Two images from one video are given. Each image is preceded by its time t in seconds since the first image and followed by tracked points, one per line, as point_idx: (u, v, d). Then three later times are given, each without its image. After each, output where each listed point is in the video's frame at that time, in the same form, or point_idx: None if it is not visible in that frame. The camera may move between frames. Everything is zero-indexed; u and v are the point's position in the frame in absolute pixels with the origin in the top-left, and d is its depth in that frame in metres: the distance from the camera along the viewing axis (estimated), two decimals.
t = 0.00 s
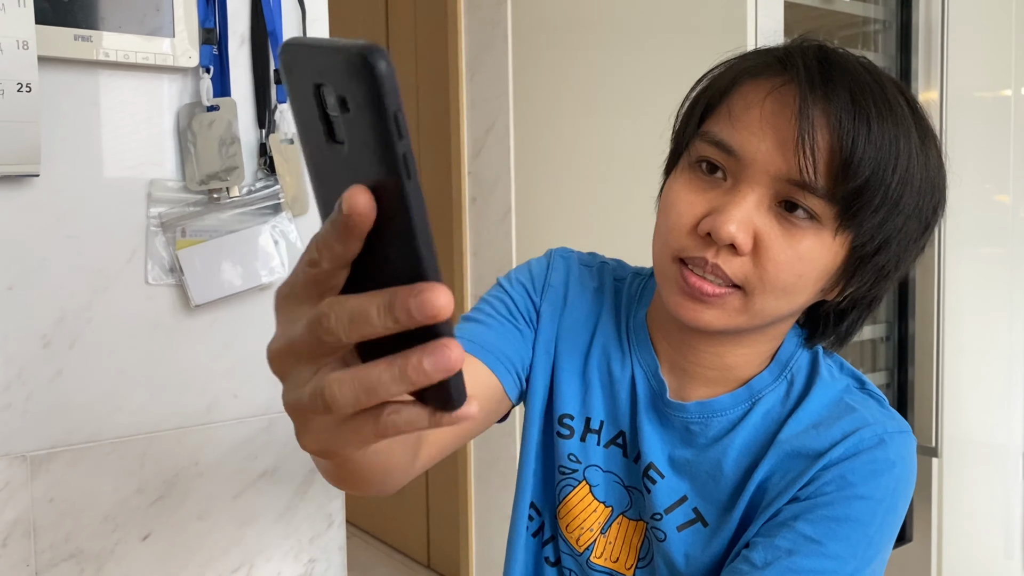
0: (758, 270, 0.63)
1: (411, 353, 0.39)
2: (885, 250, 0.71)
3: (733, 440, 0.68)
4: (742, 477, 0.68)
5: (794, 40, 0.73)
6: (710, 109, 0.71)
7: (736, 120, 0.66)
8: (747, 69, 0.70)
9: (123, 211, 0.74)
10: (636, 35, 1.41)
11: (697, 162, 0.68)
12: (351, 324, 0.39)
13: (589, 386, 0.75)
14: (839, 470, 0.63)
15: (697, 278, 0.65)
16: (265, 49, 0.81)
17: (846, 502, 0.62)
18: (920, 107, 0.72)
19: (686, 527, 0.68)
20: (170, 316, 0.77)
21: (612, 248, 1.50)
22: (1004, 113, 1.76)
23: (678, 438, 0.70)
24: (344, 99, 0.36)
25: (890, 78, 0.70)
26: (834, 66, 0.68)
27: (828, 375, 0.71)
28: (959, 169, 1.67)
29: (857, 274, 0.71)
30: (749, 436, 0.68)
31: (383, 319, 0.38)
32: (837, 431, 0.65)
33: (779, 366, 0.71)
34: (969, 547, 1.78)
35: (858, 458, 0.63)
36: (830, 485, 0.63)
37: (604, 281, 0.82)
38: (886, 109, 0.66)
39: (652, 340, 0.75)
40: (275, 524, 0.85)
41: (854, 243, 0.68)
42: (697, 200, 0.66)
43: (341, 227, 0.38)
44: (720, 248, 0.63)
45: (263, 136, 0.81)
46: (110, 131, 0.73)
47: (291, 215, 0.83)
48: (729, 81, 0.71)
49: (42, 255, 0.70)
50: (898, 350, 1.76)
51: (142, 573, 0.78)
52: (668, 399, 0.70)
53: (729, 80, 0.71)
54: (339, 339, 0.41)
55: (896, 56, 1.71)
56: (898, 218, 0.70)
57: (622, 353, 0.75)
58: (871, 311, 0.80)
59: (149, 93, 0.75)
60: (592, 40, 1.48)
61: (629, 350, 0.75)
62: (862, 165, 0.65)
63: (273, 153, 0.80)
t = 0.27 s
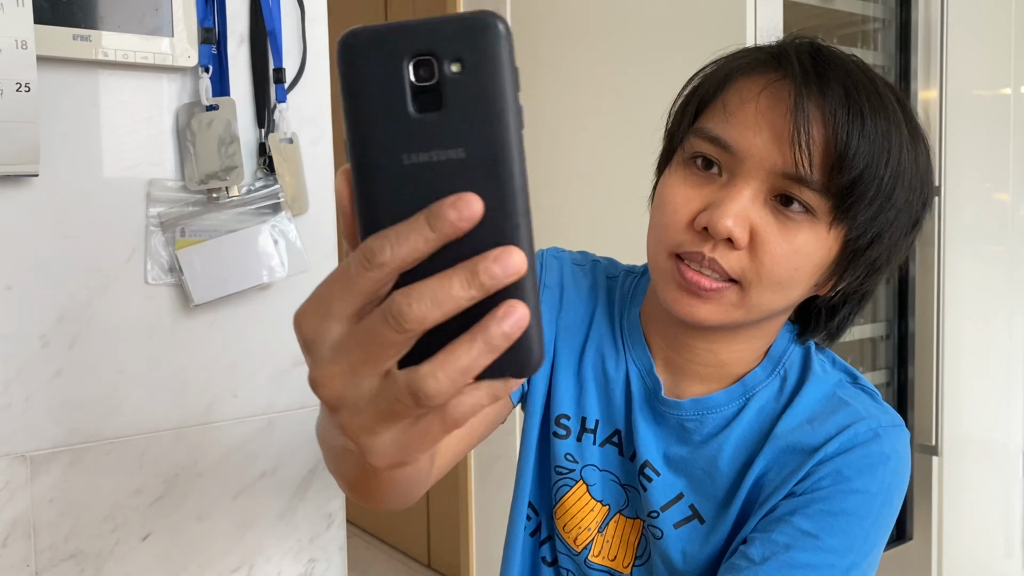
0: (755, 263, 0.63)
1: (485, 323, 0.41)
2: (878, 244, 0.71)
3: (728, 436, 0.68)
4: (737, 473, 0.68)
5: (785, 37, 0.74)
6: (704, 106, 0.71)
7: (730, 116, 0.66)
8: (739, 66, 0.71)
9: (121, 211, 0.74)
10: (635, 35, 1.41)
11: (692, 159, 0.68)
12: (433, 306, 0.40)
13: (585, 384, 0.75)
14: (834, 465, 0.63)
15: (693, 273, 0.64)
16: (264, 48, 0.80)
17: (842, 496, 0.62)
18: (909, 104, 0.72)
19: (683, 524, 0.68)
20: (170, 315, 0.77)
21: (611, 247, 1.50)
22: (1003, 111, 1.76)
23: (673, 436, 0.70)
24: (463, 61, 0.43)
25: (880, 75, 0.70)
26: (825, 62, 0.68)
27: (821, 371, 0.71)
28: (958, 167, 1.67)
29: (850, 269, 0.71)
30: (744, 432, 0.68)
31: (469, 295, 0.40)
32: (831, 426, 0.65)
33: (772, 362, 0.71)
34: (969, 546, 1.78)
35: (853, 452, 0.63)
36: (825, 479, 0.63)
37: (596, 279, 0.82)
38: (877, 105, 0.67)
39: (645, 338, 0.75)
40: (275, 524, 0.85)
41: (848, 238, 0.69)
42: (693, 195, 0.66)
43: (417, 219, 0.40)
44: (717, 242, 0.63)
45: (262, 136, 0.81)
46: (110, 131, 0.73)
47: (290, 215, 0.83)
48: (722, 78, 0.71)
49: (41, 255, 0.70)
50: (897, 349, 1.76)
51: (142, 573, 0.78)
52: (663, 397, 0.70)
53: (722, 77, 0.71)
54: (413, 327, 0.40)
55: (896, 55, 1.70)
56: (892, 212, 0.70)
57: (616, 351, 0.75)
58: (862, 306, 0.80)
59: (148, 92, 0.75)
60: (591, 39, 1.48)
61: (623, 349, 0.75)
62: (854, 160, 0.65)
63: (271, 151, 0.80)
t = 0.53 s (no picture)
0: (757, 259, 0.63)
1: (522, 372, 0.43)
2: (880, 240, 0.71)
3: (729, 433, 0.68)
4: (739, 470, 0.67)
5: (788, 32, 0.74)
6: (705, 100, 0.71)
7: (732, 111, 0.66)
8: (741, 61, 0.70)
9: (121, 207, 0.74)
10: (635, 32, 1.41)
11: (693, 154, 0.68)
12: (479, 360, 0.41)
13: (585, 381, 0.75)
14: (837, 461, 0.63)
15: (695, 269, 0.64)
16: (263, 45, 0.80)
17: (845, 492, 0.62)
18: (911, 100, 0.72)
19: (684, 521, 0.68)
20: (170, 313, 0.77)
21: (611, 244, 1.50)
22: (1003, 108, 1.76)
23: (673, 433, 0.70)
24: (519, 94, 0.46)
25: (884, 71, 0.70)
26: (828, 57, 0.68)
27: (822, 367, 0.71)
28: (959, 164, 1.67)
29: (852, 265, 0.71)
30: (745, 429, 0.68)
31: (514, 351, 0.42)
32: (834, 421, 0.65)
33: (773, 358, 0.71)
34: (969, 543, 1.78)
35: (855, 448, 0.63)
36: (828, 476, 0.63)
37: (597, 276, 0.82)
38: (880, 100, 0.67)
39: (646, 335, 0.74)
40: (275, 521, 0.85)
41: (850, 234, 0.68)
42: (695, 191, 0.66)
43: (467, 276, 0.41)
44: (719, 238, 0.63)
45: (261, 132, 0.81)
46: (109, 127, 0.73)
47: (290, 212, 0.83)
48: (724, 74, 0.71)
49: (40, 252, 0.70)
50: (897, 347, 1.77)
51: (143, 570, 0.78)
52: (664, 393, 0.70)
53: (723, 72, 0.71)
54: (457, 384, 0.41)
55: (895, 52, 1.71)
56: (894, 209, 0.70)
57: (616, 348, 0.75)
58: (862, 302, 0.80)
59: (147, 89, 0.75)
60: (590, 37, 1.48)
61: (624, 346, 0.75)
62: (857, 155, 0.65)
63: (271, 147, 0.80)
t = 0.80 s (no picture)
0: (759, 263, 0.63)
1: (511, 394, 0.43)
2: (882, 244, 0.71)
3: (730, 435, 0.67)
4: (740, 473, 0.67)
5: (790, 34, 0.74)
6: (707, 102, 0.71)
7: (734, 113, 0.66)
8: (744, 63, 0.70)
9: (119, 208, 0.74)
10: (633, 31, 1.40)
11: (695, 156, 0.68)
12: (467, 383, 0.41)
13: (584, 382, 0.75)
14: (838, 464, 0.63)
15: (696, 272, 0.64)
16: (260, 46, 0.80)
17: (845, 496, 0.62)
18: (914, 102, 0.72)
19: (684, 523, 0.68)
20: (167, 314, 0.77)
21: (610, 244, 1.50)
22: (1002, 107, 1.76)
23: (674, 434, 0.70)
24: (515, 111, 0.46)
25: (888, 74, 0.70)
26: (831, 59, 0.68)
27: (824, 369, 0.71)
28: (957, 163, 1.67)
29: (853, 268, 0.71)
30: (746, 432, 0.68)
31: (503, 372, 0.42)
32: (836, 424, 0.65)
33: (774, 360, 0.71)
34: (968, 541, 1.78)
35: (856, 451, 0.63)
36: (829, 479, 0.63)
37: (597, 275, 0.82)
38: (882, 103, 0.66)
39: (647, 336, 0.74)
40: (274, 522, 0.85)
41: (852, 237, 0.68)
42: (697, 193, 0.65)
43: (458, 297, 0.41)
44: (721, 241, 0.63)
45: (258, 133, 0.81)
46: (106, 128, 0.73)
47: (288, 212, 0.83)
48: (726, 76, 0.70)
49: (38, 253, 0.70)
50: (896, 345, 1.76)
51: (141, 571, 0.78)
52: (665, 395, 0.70)
53: (726, 74, 0.70)
54: (445, 406, 0.41)
55: (894, 51, 1.70)
56: (896, 212, 0.70)
57: (616, 349, 0.75)
58: (864, 304, 0.80)
59: (144, 90, 0.75)
60: (589, 36, 1.48)
61: (624, 347, 0.75)
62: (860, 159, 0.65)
63: (269, 148, 0.80)
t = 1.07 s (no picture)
0: (753, 258, 0.63)
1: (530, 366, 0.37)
2: (877, 240, 0.71)
3: (727, 432, 0.68)
4: (736, 470, 0.67)
5: (786, 32, 0.74)
6: (703, 100, 0.71)
7: (729, 109, 0.66)
8: (739, 61, 0.70)
9: (118, 208, 0.74)
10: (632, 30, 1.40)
11: (690, 153, 0.68)
12: (458, 357, 0.35)
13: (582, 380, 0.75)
14: (835, 461, 0.63)
15: (691, 268, 0.64)
16: (259, 45, 0.80)
17: (842, 493, 0.62)
18: (909, 101, 0.72)
19: (681, 520, 0.68)
20: (166, 314, 0.77)
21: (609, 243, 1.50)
22: (1000, 106, 1.76)
23: (671, 432, 0.70)
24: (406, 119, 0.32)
25: (883, 72, 0.70)
26: (825, 56, 0.68)
27: (820, 367, 0.71)
28: (956, 162, 1.67)
29: (849, 265, 0.71)
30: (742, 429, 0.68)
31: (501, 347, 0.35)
32: (832, 421, 0.65)
33: (771, 357, 0.71)
34: (967, 540, 1.79)
35: (852, 448, 0.63)
36: (826, 476, 0.63)
37: (595, 273, 0.82)
38: (877, 99, 0.66)
39: (645, 334, 0.74)
40: (273, 522, 0.85)
41: (847, 233, 0.68)
42: (691, 190, 0.65)
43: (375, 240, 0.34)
44: (715, 236, 0.63)
45: (257, 133, 0.81)
46: (105, 128, 0.73)
47: (287, 211, 0.84)
48: (721, 74, 0.70)
49: (36, 254, 0.70)
50: (895, 344, 1.76)
51: (140, 572, 0.78)
52: (662, 392, 0.70)
53: (721, 72, 0.70)
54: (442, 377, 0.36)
55: (893, 51, 1.69)
56: (891, 209, 0.70)
57: (613, 347, 0.75)
58: (860, 303, 0.80)
59: (143, 90, 0.75)
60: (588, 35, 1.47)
61: (621, 345, 0.75)
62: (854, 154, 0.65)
63: (268, 148, 0.80)
